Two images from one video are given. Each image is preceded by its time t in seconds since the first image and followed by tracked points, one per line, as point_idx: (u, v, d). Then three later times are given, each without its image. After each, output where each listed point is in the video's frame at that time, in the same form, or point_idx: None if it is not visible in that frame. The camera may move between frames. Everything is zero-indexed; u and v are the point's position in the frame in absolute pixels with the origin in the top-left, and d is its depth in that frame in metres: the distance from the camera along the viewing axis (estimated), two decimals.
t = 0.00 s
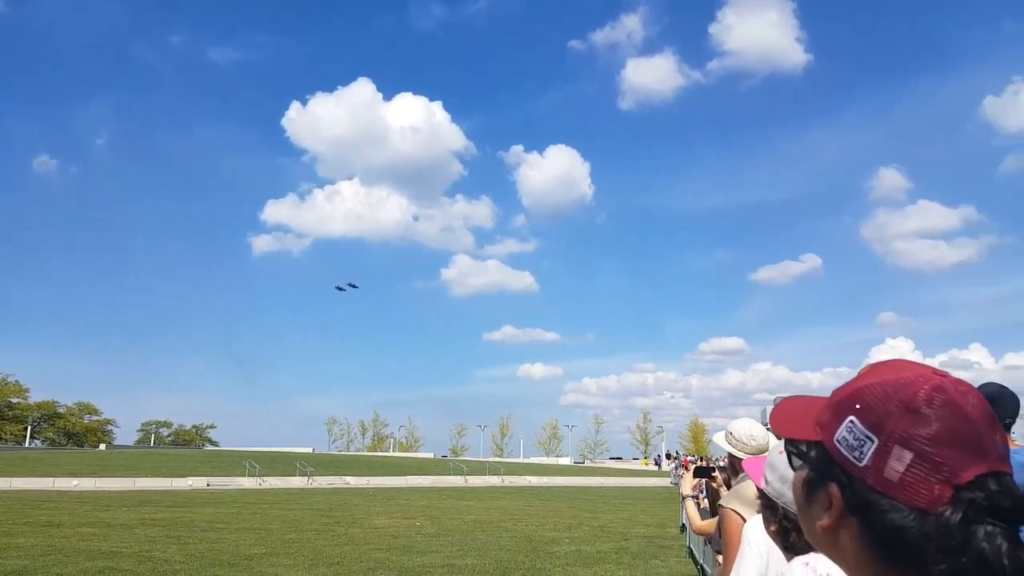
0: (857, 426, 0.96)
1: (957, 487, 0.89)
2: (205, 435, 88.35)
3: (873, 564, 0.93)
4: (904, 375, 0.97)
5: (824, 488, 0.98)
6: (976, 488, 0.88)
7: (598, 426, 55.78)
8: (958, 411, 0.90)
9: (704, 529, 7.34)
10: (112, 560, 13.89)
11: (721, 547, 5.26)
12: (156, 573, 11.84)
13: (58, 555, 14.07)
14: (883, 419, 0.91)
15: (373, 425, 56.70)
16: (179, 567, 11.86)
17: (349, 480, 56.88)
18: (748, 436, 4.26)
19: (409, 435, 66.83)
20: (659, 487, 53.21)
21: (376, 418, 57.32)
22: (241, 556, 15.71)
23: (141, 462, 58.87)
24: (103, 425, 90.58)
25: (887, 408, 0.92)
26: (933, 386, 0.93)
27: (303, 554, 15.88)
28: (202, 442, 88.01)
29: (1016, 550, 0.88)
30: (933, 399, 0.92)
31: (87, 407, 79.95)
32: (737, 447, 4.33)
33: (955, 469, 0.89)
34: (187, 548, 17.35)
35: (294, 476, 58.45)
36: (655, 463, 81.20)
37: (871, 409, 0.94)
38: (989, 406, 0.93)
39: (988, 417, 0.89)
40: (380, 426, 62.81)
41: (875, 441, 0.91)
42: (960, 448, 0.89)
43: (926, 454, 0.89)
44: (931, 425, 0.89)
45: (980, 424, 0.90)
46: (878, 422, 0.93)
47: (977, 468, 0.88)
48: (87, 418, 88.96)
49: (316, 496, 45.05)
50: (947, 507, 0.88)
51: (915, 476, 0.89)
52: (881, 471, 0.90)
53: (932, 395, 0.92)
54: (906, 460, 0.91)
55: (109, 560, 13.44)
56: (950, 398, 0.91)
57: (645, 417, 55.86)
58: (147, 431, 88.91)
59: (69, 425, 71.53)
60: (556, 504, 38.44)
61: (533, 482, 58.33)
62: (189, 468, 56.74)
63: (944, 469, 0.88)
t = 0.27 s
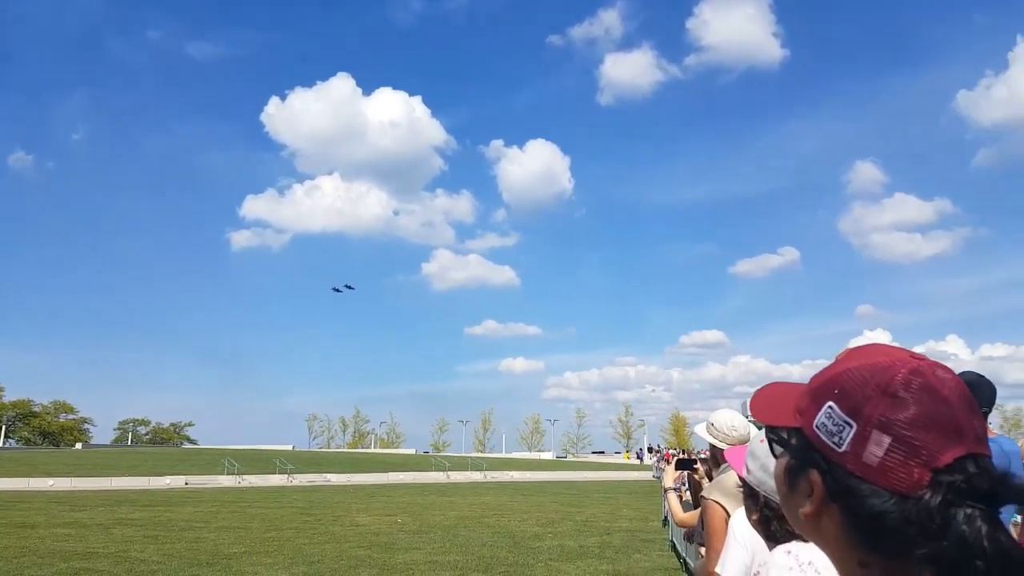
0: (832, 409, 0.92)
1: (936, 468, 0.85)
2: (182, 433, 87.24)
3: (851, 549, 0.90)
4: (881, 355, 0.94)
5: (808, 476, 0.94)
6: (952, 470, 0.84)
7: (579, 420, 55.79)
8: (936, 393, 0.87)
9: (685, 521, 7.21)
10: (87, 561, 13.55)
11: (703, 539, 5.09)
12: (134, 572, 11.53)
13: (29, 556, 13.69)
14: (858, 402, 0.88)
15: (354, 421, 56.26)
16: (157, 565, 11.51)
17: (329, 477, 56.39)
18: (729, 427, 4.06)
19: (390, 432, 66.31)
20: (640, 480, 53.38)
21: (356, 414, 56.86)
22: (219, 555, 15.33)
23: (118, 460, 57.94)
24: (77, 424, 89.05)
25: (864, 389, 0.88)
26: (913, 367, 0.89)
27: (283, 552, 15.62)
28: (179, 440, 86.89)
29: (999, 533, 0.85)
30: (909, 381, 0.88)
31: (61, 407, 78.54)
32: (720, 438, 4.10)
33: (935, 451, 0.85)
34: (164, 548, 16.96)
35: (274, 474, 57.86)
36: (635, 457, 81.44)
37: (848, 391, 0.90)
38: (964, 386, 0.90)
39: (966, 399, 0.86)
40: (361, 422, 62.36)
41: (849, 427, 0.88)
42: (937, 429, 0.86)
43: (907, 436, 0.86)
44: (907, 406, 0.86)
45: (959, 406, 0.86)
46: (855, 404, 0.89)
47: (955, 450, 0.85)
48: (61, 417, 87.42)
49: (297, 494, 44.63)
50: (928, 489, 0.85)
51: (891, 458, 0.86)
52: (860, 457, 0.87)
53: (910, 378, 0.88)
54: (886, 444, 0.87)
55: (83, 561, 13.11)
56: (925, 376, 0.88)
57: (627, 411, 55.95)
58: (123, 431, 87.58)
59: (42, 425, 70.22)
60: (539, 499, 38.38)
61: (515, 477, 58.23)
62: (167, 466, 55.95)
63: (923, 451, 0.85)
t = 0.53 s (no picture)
0: (807, 400, 0.91)
1: (910, 457, 0.85)
2: (152, 441, 85.22)
3: (829, 539, 0.89)
4: (853, 344, 0.94)
5: (784, 468, 0.94)
6: (926, 460, 0.85)
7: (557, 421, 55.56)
8: (913, 380, 0.87)
9: (665, 521, 6.85)
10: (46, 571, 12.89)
11: (680, 540, 4.70)
12: None
13: None
14: (833, 387, 0.87)
15: (329, 426, 55.40)
16: None
17: (304, 484, 55.41)
18: (706, 426, 3.56)
19: (366, 436, 65.52)
20: (618, 481, 53.31)
21: (331, 419, 56.00)
22: (190, 563, 14.71)
23: (85, 469, 56.30)
24: (41, 433, 86.53)
25: (834, 379, 0.89)
26: (883, 358, 0.89)
27: (255, 560, 15.05)
28: (149, 447, 84.89)
29: (971, 519, 0.85)
30: (879, 367, 0.88)
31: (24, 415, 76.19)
32: (697, 438, 3.60)
33: (908, 440, 0.85)
34: (132, 558, 16.33)
35: (247, 480, 56.71)
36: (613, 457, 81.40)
37: (819, 382, 0.90)
38: (934, 373, 0.91)
39: (937, 387, 0.86)
40: (336, 427, 61.38)
41: (825, 418, 0.88)
42: (910, 417, 0.86)
43: (878, 422, 0.86)
44: (878, 391, 0.86)
45: (931, 396, 0.86)
46: (826, 393, 0.89)
47: (927, 437, 0.85)
48: (24, 426, 84.88)
49: (271, 501, 43.74)
50: (899, 477, 0.85)
51: (866, 446, 0.86)
52: (834, 447, 0.87)
53: (878, 365, 0.88)
54: (861, 432, 0.86)
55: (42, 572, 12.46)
56: (893, 362, 0.88)
57: (604, 412, 55.97)
58: (90, 439, 85.29)
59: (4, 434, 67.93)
60: (518, 502, 38.06)
61: (493, 480, 57.82)
62: (136, 475, 54.51)
63: (896, 437, 0.85)
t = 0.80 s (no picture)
0: (775, 400, 0.94)
1: (872, 452, 0.87)
2: (120, 448, 83.98)
3: (789, 533, 0.92)
4: (819, 340, 0.96)
5: (750, 462, 0.96)
6: (887, 453, 0.87)
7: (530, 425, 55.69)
8: (872, 378, 0.90)
9: (636, 522, 7.08)
10: None
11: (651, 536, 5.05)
12: None
13: None
14: (801, 385, 0.90)
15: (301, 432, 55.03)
16: None
17: (275, 490, 54.95)
18: (676, 427, 3.90)
19: (338, 442, 65.02)
20: (591, 485, 53.55)
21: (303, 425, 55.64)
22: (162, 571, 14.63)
23: (50, 476, 55.31)
24: (5, 440, 84.84)
25: (800, 378, 0.91)
26: (849, 355, 0.91)
27: (228, 567, 15.00)
28: (117, 454, 83.65)
29: (929, 513, 0.87)
30: (843, 365, 0.90)
31: None
32: (667, 439, 3.94)
33: (871, 435, 0.87)
34: (103, 565, 16.18)
35: (217, 487, 56.12)
36: (586, 461, 81.72)
37: (787, 377, 0.93)
38: (898, 372, 0.93)
39: (901, 385, 0.89)
40: (307, 432, 60.97)
41: (789, 413, 0.90)
42: (876, 413, 0.88)
43: (842, 418, 0.88)
44: (839, 387, 0.88)
45: (889, 391, 0.89)
46: (793, 392, 0.91)
47: (887, 431, 0.88)
48: None
49: (242, 508, 43.34)
50: (859, 471, 0.87)
51: (827, 442, 0.88)
52: (797, 440, 0.89)
53: (844, 363, 0.90)
54: (820, 428, 0.88)
55: None
56: (852, 358, 0.91)
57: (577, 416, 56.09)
58: (56, 446, 83.79)
59: None
60: (491, 507, 38.11)
61: (466, 485, 57.81)
62: (103, 482, 53.68)
63: (857, 433, 0.87)
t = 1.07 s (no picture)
0: (725, 399, 0.88)
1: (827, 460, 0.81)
2: (79, 459, 81.50)
3: (742, 544, 0.85)
4: (782, 344, 0.90)
5: (702, 468, 0.91)
6: (837, 456, 0.80)
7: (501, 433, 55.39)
8: (830, 378, 0.84)
9: (608, 530, 6.55)
10: None
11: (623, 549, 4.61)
12: None
13: None
14: (749, 383, 0.84)
15: (268, 442, 53.97)
16: None
17: (241, 501, 53.76)
18: (647, 433, 3.38)
19: (307, 451, 63.99)
20: (562, 493, 53.33)
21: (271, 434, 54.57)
22: None
23: (6, 489, 53.38)
24: None
25: (752, 375, 0.85)
26: (804, 359, 0.86)
27: None
28: (76, 466, 81.16)
29: (873, 521, 0.80)
30: (794, 366, 0.85)
31: None
32: (639, 445, 3.42)
33: (814, 438, 0.81)
34: None
35: (181, 499, 54.72)
36: (557, 469, 81.40)
37: (735, 379, 0.87)
38: (860, 381, 0.87)
39: (857, 391, 0.83)
40: (275, 442, 59.85)
41: (739, 414, 0.85)
42: (822, 414, 0.82)
43: (791, 422, 0.82)
44: (793, 390, 0.82)
45: (843, 398, 0.83)
46: (741, 390, 0.86)
47: (832, 437, 0.81)
48: None
49: (207, 520, 42.24)
50: (808, 476, 0.80)
51: (775, 445, 0.82)
52: (748, 445, 0.83)
53: (798, 362, 0.84)
54: (772, 430, 0.83)
55: None
56: (812, 363, 0.84)
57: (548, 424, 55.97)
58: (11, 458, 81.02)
59: None
60: (461, 517, 37.68)
61: (437, 494, 57.22)
62: (62, 495, 51.98)
63: (801, 434, 0.81)
